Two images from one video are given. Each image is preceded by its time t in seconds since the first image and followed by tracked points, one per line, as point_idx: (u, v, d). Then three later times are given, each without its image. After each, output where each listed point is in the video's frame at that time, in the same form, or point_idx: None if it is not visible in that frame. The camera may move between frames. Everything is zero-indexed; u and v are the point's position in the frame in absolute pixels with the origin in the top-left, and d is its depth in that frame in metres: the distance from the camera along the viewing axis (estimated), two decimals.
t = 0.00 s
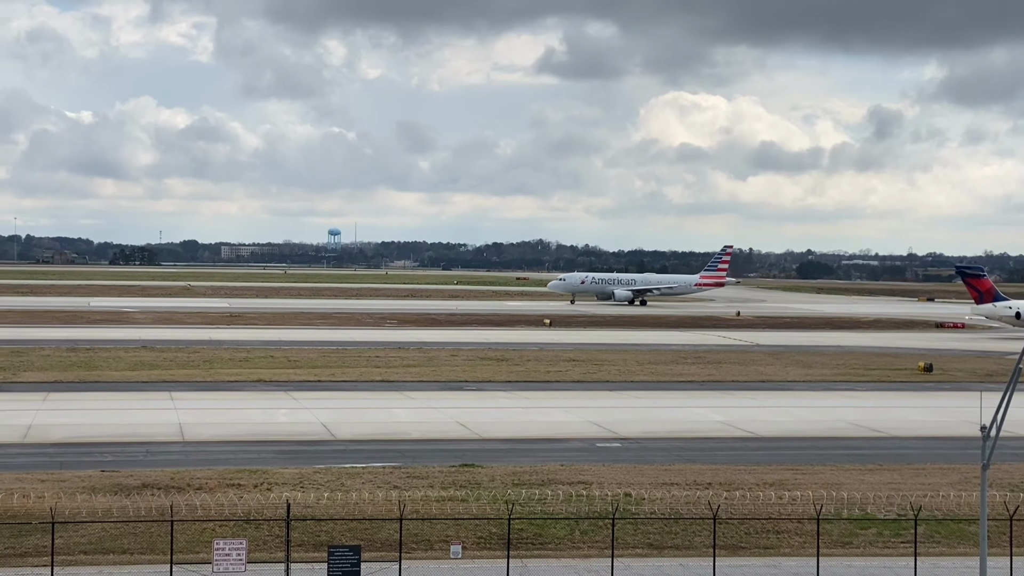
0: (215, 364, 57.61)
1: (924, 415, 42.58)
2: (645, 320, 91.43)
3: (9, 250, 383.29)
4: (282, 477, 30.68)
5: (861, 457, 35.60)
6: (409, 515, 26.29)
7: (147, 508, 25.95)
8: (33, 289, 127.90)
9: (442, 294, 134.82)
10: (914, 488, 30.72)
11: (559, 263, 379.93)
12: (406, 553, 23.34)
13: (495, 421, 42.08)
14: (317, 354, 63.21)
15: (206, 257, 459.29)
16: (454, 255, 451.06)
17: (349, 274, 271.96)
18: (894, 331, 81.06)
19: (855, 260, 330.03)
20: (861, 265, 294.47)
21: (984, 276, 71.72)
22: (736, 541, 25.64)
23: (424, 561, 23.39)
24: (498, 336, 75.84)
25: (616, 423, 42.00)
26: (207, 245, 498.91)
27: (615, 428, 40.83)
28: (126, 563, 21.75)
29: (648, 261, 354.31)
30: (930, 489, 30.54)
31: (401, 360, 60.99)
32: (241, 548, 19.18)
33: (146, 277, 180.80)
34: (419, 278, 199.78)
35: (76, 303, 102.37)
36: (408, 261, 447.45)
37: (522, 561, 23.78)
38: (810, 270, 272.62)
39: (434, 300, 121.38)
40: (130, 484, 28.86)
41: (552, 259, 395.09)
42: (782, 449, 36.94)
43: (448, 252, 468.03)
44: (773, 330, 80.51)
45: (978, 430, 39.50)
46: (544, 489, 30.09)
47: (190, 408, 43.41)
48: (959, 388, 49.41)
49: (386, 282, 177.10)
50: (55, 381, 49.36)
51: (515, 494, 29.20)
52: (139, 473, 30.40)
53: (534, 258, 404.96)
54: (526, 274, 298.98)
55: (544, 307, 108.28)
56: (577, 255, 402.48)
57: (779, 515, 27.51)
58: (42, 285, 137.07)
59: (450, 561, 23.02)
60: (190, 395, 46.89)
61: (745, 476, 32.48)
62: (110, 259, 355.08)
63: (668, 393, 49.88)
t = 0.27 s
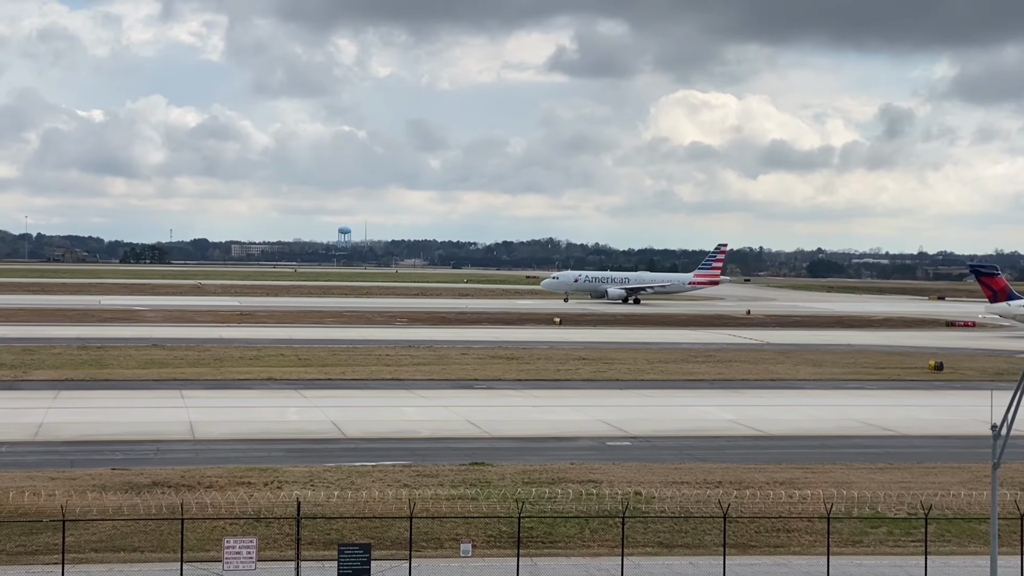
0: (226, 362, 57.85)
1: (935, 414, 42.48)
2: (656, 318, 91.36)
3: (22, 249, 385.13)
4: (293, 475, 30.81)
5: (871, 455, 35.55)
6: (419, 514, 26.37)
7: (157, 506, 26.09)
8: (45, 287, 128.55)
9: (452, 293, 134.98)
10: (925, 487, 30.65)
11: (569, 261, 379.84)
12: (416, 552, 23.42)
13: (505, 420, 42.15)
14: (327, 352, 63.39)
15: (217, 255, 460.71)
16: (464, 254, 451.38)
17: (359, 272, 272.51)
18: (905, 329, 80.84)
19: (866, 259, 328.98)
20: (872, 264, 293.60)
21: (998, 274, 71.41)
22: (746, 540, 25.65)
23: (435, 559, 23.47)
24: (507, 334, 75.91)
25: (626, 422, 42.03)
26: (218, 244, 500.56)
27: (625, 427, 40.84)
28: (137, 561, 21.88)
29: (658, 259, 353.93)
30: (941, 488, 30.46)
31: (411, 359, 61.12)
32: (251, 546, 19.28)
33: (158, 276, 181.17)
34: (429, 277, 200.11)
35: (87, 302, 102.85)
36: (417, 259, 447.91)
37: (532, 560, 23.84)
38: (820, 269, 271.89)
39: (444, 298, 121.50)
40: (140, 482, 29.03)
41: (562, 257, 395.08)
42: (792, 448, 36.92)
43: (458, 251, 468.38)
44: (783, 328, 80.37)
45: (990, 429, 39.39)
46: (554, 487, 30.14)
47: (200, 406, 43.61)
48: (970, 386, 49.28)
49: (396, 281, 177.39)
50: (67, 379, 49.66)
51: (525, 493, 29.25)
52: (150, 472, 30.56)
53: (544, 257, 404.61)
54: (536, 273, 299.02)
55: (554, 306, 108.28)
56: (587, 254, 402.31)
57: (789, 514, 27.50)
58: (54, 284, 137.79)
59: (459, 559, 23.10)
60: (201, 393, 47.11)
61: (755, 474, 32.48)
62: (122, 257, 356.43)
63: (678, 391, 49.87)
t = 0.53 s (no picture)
0: (235, 360, 58.05)
1: (945, 412, 42.37)
2: (665, 317, 91.30)
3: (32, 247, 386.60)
4: (302, 473, 30.92)
5: (880, 454, 35.49)
6: (427, 512, 26.43)
7: (167, 504, 26.22)
8: (56, 285, 129.13)
9: (462, 290, 135.19)
10: (934, 486, 30.58)
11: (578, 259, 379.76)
12: (425, 550, 23.48)
13: (514, 418, 42.21)
14: (335, 350, 63.56)
15: (227, 253, 462.26)
16: (473, 252, 451.82)
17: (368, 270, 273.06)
18: (915, 328, 80.61)
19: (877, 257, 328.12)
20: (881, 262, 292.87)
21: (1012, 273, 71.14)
22: (755, 538, 25.64)
23: (444, 557, 23.53)
24: (516, 333, 75.99)
25: (634, 420, 42.05)
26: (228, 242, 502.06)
27: (634, 425, 40.85)
28: (146, 558, 22.00)
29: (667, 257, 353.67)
30: (951, 487, 30.39)
31: (420, 357, 61.25)
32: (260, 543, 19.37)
33: (167, 274, 181.77)
34: (438, 276, 200.33)
35: (98, 300, 103.40)
36: (427, 257, 448.51)
37: (541, 558, 23.87)
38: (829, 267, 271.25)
39: (453, 296, 121.61)
40: (149, 480, 29.18)
41: (571, 255, 395.14)
42: (801, 446, 36.88)
43: (467, 249, 468.91)
44: (793, 327, 80.23)
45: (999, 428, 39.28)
46: (563, 485, 30.17)
47: (209, 404, 43.78)
48: (980, 385, 49.15)
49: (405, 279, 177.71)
50: (77, 377, 49.94)
51: (534, 491, 29.29)
52: (159, 469, 30.72)
53: (553, 255, 404.52)
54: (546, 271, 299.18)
55: (563, 304, 108.34)
56: (596, 252, 402.30)
57: (798, 513, 27.47)
58: (65, 282, 138.50)
59: (468, 558, 23.14)
60: (209, 391, 47.29)
61: (764, 473, 32.46)
62: (131, 255, 357.40)
63: (688, 389, 49.85)
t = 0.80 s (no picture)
0: (245, 358, 58.23)
1: (955, 411, 42.27)
2: (675, 315, 91.19)
3: (44, 246, 388.14)
4: (312, 470, 31.02)
5: (891, 452, 35.40)
6: (437, 509, 26.49)
7: (177, 501, 26.37)
8: (66, 283, 129.64)
9: (471, 289, 135.27)
10: (944, 484, 30.54)
11: (588, 257, 379.88)
12: (434, 548, 23.56)
13: (523, 416, 42.25)
14: (345, 348, 63.69)
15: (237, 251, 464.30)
16: (483, 250, 452.14)
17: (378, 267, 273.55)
18: (925, 326, 80.38)
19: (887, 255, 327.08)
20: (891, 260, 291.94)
21: None
22: (766, 536, 25.65)
23: (453, 555, 23.60)
24: (525, 330, 76.00)
25: (643, 418, 42.03)
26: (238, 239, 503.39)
27: (643, 423, 40.83)
28: (156, 556, 22.12)
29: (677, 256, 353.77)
30: (960, 485, 30.34)
31: (430, 354, 61.32)
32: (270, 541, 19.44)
33: (177, 271, 182.35)
34: (447, 274, 200.49)
35: (109, 297, 103.76)
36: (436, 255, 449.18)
37: (550, 555, 23.92)
38: (840, 265, 270.43)
39: (462, 295, 121.66)
40: (160, 477, 29.33)
41: (580, 253, 395.25)
42: (811, 444, 36.83)
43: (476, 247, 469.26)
44: (802, 325, 80.06)
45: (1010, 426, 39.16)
46: (573, 483, 30.21)
47: (219, 401, 43.94)
48: (990, 383, 48.98)
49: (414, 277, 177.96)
50: (87, 374, 50.16)
51: (544, 489, 29.34)
52: (169, 466, 30.85)
53: (563, 253, 404.41)
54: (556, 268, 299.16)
55: (572, 302, 108.30)
56: (606, 250, 402.08)
57: (808, 511, 27.46)
58: (76, 279, 139.09)
59: (477, 556, 23.19)
60: (219, 388, 47.46)
61: (774, 471, 32.44)
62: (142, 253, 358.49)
63: (697, 387, 49.81)
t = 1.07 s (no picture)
0: (256, 355, 58.44)
1: (967, 410, 42.17)
2: (686, 313, 91.13)
3: (56, 243, 389.97)
4: (322, 468, 31.18)
5: (903, 451, 35.36)
6: (448, 507, 26.61)
7: (188, 498, 26.55)
8: (79, 280, 130.36)
9: (482, 286, 135.51)
10: (956, 483, 30.50)
11: (599, 255, 379.58)
12: (445, 546, 23.67)
13: (533, 414, 42.32)
14: (356, 345, 63.88)
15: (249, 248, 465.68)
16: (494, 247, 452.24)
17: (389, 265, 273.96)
18: (938, 325, 80.12)
19: (899, 253, 325.83)
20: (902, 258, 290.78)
21: None
22: (777, 535, 25.67)
23: (464, 553, 23.70)
24: (537, 328, 76.06)
25: (654, 416, 42.06)
26: (249, 237, 504.80)
27: (654, 421, 40.87)
28: (167, 553, 22.29)
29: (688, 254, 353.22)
30: (972, 484, 30.30)
31: (441, 352, 61.45)
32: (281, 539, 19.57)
33: (188, 268, 183.07)
34: (458, 272, 200.61)
35: (121, 295, 104.30)
36: (447, 253, 449.47)
37: (561, 554, 24.00)
38: (852, 263, 269.54)
39: (472, 292, 121.74)
40: (171, 474, 29.52)
41: (591, 251, 394.93)
42: (822, 443, 36.81)
43: (487, 245, 469.37)
44: (814, 324, 79.91)
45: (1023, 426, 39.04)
46: (583, 481, 30.29)
47: (230, 399, 44.16)
48: (1003, 382, 48.82)
49: (425, 275, 178.08)
50: (100, 371, 50.44)
51: (554, 487, 29.42)
52: (180, 464, 31.04)
53: (574, 251, 404.13)
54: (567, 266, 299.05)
55: (584, 300, 108.33)
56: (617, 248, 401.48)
57: (819, 509, 27.49)
58: (89, 276, 139.77)
59: (487, 555, 23.29)
60: (231, 385, 47.68)
61: (785, 470, 32.45)
62: (154, 250, 359.75)
63: (709, 386, 49.82)
